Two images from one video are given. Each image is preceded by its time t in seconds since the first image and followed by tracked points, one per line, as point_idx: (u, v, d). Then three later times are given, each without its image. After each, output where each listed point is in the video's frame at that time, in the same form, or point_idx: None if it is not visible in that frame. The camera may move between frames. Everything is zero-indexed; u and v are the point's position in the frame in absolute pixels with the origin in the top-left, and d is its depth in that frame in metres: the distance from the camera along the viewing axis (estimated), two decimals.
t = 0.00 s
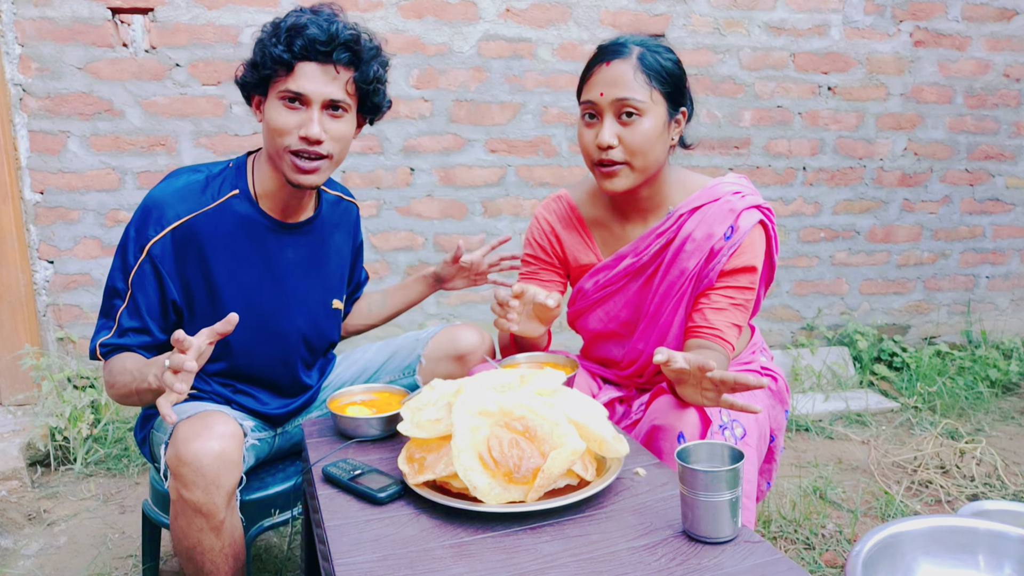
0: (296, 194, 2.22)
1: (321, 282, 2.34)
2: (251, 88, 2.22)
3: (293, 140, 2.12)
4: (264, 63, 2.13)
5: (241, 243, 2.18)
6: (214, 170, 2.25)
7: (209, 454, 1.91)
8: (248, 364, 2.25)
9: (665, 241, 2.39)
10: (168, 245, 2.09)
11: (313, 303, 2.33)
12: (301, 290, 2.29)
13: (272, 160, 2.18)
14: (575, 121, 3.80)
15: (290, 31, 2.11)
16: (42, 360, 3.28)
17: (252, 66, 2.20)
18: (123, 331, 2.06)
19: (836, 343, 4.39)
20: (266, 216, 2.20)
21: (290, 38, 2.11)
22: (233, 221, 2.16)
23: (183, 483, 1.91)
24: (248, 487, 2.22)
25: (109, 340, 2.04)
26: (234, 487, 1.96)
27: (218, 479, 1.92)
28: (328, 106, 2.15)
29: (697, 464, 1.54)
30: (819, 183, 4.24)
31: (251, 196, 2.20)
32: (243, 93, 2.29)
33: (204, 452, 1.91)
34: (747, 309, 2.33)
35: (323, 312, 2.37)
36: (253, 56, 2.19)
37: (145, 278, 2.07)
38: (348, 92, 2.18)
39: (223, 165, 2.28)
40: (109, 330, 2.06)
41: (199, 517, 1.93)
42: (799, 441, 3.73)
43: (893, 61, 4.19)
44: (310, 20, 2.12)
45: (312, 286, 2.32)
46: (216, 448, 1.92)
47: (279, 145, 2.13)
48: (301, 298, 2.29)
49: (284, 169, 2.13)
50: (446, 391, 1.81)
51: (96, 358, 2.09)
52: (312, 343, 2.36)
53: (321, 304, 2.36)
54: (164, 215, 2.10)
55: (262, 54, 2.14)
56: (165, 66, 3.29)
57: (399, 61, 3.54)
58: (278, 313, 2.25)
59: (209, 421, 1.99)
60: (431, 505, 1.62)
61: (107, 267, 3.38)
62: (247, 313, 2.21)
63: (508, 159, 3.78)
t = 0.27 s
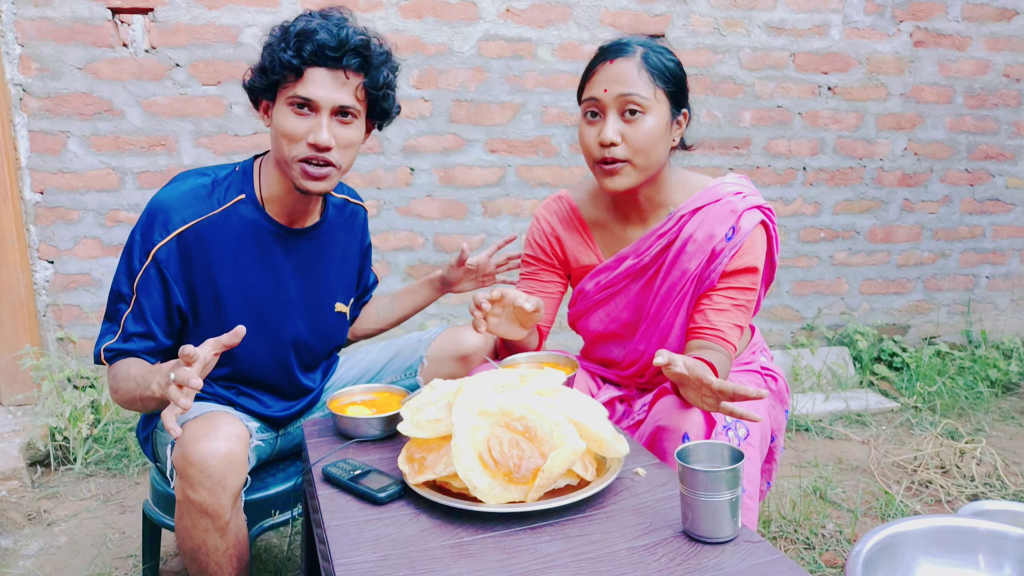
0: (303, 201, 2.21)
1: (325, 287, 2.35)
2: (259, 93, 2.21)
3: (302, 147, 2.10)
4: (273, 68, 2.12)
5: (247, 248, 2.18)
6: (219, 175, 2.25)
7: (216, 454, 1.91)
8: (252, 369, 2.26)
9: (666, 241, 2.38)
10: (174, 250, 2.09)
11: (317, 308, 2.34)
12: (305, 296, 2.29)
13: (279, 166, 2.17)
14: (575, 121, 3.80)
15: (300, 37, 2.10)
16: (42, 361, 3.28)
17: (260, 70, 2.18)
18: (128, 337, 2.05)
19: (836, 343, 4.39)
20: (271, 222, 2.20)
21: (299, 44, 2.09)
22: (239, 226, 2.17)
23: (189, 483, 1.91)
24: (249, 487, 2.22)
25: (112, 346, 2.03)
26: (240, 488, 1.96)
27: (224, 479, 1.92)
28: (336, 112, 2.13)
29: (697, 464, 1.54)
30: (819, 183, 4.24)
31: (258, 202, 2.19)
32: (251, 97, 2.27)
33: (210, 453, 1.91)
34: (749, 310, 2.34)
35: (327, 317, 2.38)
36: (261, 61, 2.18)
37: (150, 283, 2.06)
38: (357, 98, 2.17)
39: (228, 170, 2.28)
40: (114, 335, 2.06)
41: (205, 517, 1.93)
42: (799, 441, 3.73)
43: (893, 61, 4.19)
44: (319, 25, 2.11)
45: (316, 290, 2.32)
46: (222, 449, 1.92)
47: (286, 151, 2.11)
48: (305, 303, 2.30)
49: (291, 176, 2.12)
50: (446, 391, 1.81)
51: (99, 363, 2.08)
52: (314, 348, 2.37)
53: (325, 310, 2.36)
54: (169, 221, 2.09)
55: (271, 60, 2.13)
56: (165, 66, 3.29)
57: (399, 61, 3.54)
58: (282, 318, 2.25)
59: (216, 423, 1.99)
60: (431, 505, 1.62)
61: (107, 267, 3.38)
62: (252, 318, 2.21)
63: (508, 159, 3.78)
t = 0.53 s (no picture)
0: (307, 203, 2.21)
1: (327, 290, 2.35)
2: (262, 96, 2.21)
3: (305, 151, 2.10)
4: (277, 72, 2.12)
5: (250, 252, 2.17)
6: (221, 176, 2.23)
7: (218, 454, 1.91)
8: (253, 371, 2.26)
9: (668, 240, 2.39)
10: (176, 254, 2.08)
11: (320, 311, 2.33)
12: (307, 299, 2.29)
13: (281, 169, 2.17)
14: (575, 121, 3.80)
15: (303, 40, 2.09)
16: (42, 360, 3.28)
17: (263, 71, 2.18)
18: (129, 340, 2.04)
19: (836, 343, 4.39)
20: (271, 224, 2.19)
21: (302, 47, 2.09)
22: (242, 230, 2.16)
23: (191, 483, 1.90)
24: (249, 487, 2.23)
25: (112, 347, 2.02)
26: (241, 487, 1.96)
27: (227, 478, 1.92)
28: (340, 115, 2.13)
29: (697, 464, 1.54)
30: (819, 183, 4.24)
31: (260, 204, 2.19)
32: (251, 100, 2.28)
33: (213, 452, 1.90)
34: (750, 311, 2.34)
35: (330, 320, 2.37)
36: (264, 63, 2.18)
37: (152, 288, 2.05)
38: (360, 101, 2.17)
39: (230, 171, 2.27)
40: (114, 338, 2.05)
41: (206, 516, 1.93)
42: (799, 440, 3.73)
43: (893, 61, 4.19)
44: (322, 28, 2.11)
45: (318, 292, 2.32)
46: (225, 448, 1.92)
47: (291, 155, 2.11)
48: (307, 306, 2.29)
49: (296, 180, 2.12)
50: (446, 391, 1.81)
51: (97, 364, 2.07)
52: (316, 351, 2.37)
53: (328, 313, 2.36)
54: (171, 225, 2.08)
55: (275, 62, 2.13)
56: (165, 66, 3.29)
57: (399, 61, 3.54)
58: (285, 320, 2.25)
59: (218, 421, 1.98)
60: (431, 505, 1.62)
61: (106, 267, 3.38)
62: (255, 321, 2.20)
63: (508, 159, 3.78)
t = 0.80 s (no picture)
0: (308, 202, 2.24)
1: (327, 289, 2.35)
2: (264, 96, 2.19)
3: (317, 149, 2.10)
4: (286, 70, 2.09)
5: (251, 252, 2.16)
6: (221, 179, 2.23)
7: (226, 453, 1.91)
8: (256, 371, 2.25)
9: (668, 238, 2.39)
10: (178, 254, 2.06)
11: (319, 310, 2.33)
12: (307, 297, 2.29)
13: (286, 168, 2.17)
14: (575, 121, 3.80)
15: (313, 38, 2.08)
16: (42, 360, 3.28)
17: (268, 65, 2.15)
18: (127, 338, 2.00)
19: (836, 343, 4.39)
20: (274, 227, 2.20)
21: (312, 45, 2.08)
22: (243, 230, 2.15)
23: (198, 481, 1.91)
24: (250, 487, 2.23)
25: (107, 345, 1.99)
26: (248, 487, 1.96)
27: (234, 478, 1.92)
28: (350, 113, 2.13)
29: (697, 464, 1.54)
30: (819, 183, 4.24)
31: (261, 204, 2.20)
32: (252, 99, 2.26)
33: (221, 451, 1.90)
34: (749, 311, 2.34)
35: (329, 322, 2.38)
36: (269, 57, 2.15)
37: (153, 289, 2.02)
38: (368, 100, 2.18)
39: (228, 173, 2.27)
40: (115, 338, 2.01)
41: (212, 516, 1.93)
42: (799, 440, 3.73)
43: (893, 61, 4.19)
44: (331, 26, 2.10)
45: (318, 293, 2.32)
46: (233, 447, 1.92)
47: (298, 156, 2.11)
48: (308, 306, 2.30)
49: (303, 181, 2.12)
50: (447, 391, 1.81)
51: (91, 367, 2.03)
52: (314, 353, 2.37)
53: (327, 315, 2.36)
54: (173, 227, 2.07)
55: (282, 59, 2.10)
56: (165, 66, 3.29)
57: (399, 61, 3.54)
58: (285, 321, 2.25)
59: (227, 421, 1.98)
60: (431, 505, 1.62)
61: (107, 267, 3.38)
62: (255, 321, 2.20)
63: (508, 159, 3.78)
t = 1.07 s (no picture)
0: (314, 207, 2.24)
1: (330, 291, 2.36)
2: (274, 101, 2.18)
3: (324, 159, 2.07)
4: (295, 79, 2.08)
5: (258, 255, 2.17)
6: (226, 183, 2.22)
7: (226, 453, 1.91)
8: (258, 374, 2.26)
9: (671, 240, 2.39)
10: (185, 259, 2.07)
11: (322, 314, 2.34)
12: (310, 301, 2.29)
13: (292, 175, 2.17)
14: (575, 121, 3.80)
15: (321, 46, 2.07)
16: (42, 360, 3.27)
17: (276, 73, 2.14)
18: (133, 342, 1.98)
19: (836, 343, 4.39)
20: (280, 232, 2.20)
21: (321, 54, 2.06)
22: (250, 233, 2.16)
23: (198, 481, 1.91)
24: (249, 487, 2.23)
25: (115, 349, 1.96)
26: (248, 487, 1.96)
27: (234, 478, 1.92)
28: (357, 122, 2.11)
29: (697, 464, 1.54)
30: (819, 183, 4.24)
31: (266, 210, 2.20)
32: (263, 103, 2.25)
33: (221, 451, 1.90)
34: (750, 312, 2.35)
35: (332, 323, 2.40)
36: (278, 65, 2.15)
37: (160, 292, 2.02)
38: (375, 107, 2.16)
39: (234, 177, 2.26)
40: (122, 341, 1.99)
41: (212, 516, 1.93)
42: (799, 440, 3.73)
43: (893, 61, 4.19)
44: (340, 35, 2.09)
45: (323, 295, 2.34)
46: (232, 447, 1.92)
47: (307, 165, 2.09)
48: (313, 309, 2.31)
49: (314, 189, 2.10)
50: (447, 391, 1.81)
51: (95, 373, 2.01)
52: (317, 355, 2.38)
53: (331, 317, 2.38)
54: (179, 231, 2.07)
55: (292, 67, 2.09)
56: (165, 66, 3.29)
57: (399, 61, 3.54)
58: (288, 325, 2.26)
59: (226, 421, 1.98)
60: (431, 506, 1.62)
61: (107, 266, 3.38)
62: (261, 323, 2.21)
63: (508, 159, 3.78)
